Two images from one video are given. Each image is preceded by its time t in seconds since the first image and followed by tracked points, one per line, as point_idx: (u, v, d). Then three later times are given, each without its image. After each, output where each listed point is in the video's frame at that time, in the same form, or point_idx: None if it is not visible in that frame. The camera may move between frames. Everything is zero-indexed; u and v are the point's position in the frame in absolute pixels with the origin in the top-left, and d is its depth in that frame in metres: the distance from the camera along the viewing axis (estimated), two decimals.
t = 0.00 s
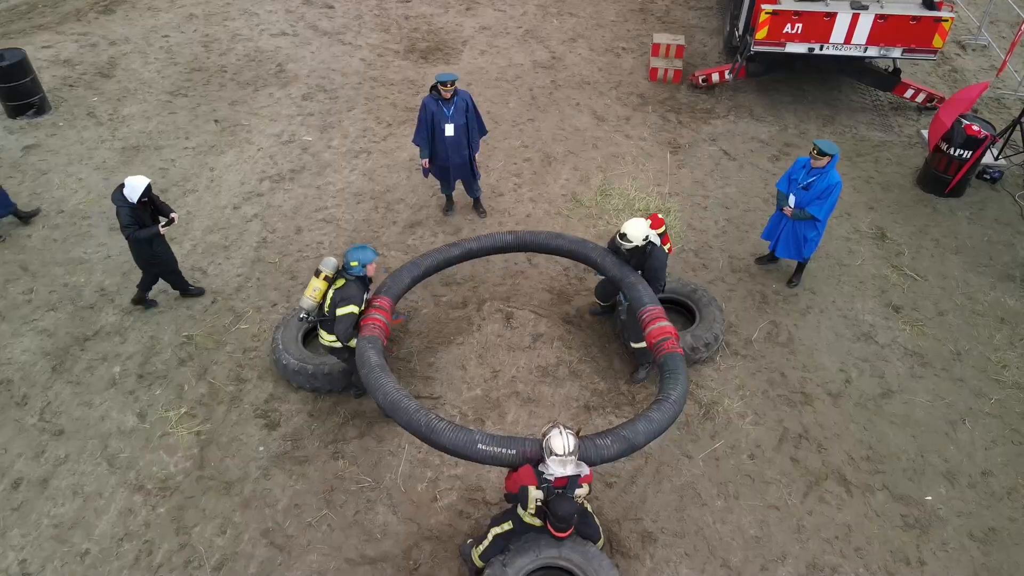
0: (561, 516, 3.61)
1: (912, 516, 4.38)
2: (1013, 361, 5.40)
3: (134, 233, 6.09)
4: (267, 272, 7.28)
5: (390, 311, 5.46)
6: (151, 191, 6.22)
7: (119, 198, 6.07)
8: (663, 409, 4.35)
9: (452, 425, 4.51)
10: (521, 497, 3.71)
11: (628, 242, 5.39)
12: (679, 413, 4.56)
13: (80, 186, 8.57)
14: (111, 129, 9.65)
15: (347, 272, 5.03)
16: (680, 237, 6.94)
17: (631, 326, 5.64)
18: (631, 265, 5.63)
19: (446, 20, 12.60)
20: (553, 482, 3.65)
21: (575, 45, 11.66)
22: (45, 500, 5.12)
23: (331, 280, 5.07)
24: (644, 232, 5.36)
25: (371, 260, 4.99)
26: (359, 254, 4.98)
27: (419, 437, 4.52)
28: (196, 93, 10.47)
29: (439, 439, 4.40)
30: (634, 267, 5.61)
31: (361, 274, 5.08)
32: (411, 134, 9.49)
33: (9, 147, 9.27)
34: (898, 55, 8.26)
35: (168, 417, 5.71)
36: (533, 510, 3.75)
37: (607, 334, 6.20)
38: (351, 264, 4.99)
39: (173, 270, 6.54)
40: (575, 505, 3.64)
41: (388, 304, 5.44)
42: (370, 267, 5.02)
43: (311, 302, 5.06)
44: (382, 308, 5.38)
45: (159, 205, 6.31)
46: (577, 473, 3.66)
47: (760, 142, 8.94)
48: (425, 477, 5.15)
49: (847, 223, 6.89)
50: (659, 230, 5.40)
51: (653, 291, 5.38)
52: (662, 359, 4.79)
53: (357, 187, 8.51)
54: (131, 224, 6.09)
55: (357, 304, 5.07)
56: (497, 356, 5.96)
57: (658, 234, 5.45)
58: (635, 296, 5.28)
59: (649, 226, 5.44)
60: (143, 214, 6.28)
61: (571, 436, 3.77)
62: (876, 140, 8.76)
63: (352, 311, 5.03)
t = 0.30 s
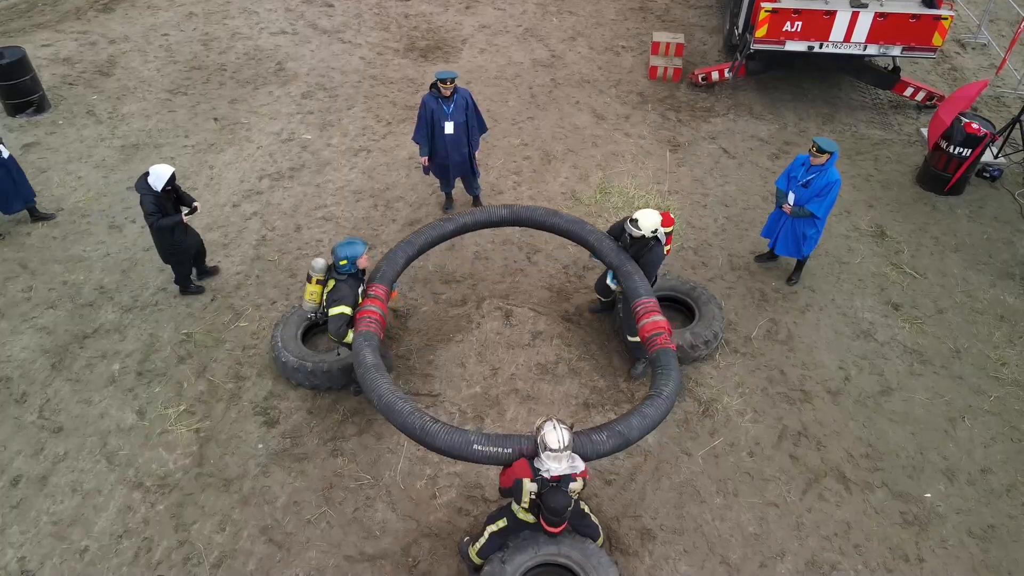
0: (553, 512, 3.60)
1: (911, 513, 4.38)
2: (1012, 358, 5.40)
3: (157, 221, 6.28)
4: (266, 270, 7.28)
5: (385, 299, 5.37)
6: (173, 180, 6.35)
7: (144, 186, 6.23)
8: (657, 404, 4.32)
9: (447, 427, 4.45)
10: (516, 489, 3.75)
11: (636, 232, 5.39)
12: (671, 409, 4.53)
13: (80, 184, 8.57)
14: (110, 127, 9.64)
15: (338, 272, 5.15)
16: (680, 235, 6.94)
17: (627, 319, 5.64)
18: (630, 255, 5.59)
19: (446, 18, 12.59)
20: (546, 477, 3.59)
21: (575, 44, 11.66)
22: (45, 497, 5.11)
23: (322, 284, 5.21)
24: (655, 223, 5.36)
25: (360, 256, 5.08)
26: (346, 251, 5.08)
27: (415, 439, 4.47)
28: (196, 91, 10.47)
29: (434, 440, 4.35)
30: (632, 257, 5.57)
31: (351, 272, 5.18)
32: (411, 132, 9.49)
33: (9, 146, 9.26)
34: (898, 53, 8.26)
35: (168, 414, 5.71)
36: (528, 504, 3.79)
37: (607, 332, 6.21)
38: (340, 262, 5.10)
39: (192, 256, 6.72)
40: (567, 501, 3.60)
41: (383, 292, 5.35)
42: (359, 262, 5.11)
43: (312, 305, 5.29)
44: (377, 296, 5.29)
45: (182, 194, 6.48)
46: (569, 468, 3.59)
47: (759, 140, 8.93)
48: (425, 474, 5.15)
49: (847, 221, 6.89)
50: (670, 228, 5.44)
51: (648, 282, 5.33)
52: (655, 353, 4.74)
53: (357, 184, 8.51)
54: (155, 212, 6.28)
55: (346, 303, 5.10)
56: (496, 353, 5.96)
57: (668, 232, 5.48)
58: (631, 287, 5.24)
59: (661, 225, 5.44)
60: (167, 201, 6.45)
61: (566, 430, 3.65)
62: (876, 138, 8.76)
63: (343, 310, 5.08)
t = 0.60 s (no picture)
0: (552, 509, 3.55)
1: (910, 510, 4.38)
2: (1011, 356, 5.40)
3: (179, 207, 6.30)
4: (265, 268, 7.27)
5: (386, 294, 5.33)
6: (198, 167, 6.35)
7: (167, 172, 6.25)
8: (658, 405, 4.28)
9: (446, 429, 4.41)
10: (516, 489, 3.73)
11: (645, 218, 5.40)
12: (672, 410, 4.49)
13: (79, 181, 8.56)
14: (109, 126, 9.63)
15: (334, 273, 5.12)
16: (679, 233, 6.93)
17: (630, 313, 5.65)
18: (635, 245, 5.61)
19: (446, 17, 12.58)
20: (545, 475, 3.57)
21: (575, 42, 11.66)
22: (43, 494, 5.11)
23: (319, 283, 5.20)
24: (665, 213, 5.37)
25: (355, 258, 5.04)
26: (342, 253, 5.03)
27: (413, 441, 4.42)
28: (195, 90, 10.46)
29: (434, 442, 4.31)
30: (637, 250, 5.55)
31: (346, 271, 5.15)
32: (410, 131, 9.48)
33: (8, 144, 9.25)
34: (897, 51, 8.25)
35: (166, 412, 5.70)
36: (528, 505, 3.77)
37: (605, 330, 6.20)
38: (336, 264, 5.07)
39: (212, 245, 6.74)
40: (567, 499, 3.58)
41: (383, 287, 5.29)
42: (354, 264, 5.08)
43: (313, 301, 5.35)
44: (378, 292, 5.23)
45: (205, 180, 6.46)
46: (569, 464, 3.57)
47: (759, 139, 8.93)
48: (423, 471, 5.14)
49: (847, 220, 6.89)
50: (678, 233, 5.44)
51: (653, 275, 5.30)
52: (658, 351, 4.72)
53: (357, 183, 8.50)
54: (177, 199, 6.29)
55: (347, 304, 5.18)
56: (495, 351, 5.96)
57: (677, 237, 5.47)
58: (634, 281, 5.22)
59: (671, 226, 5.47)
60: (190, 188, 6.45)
61: (562, 427, 3.65)
62: (875, 136, 8.76)
63: (346, 312, 5.18)
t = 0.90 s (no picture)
0: (555, 509, 3.56)
1: (909, 507, 4.38)
2: (1011, 354, 5.40)
3: (200, 193, 6.44)
4: (264, 266, 7.27)
5: (393, 280, 5.34)
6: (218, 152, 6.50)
7: (189, 160, 6.41)
8: (659, 390, 4.30)
9: (448, 421, 4.41)
10: (519, 489, 3.73)
11: (640, 205, 5.40)
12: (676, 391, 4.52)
13: (78, 180, 8.55)
14: (108, 124, 9.62)
15: (332, 257, 5.30)
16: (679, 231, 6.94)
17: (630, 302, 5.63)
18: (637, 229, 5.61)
19: (445, 15, 12.57)
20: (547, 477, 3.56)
21: (574, 41, 11.65)
22: (41, 492, 5.11)
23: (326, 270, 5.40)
24: (658, 198, 5.38)
25: (352, 241, 5.20)
26: (341, 237, 5.21)
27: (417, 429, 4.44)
28: (194, 88, 10.45)
29: (436, 434, 4.31)
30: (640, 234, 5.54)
31: (344, 254, 5.32)
32: (409, 129, 9.48)
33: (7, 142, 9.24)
34: (896, 50, 8.25)
35: (165, 410, 5.70)
36: (532, 504, 3.74)
37: (605, 328, 6.21)
38: (334, 248, 5.24)
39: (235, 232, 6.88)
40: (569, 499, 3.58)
41: (390, 272, 5.32)
42: (353, 248, 5.24)
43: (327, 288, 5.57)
44: (384, 278, 5.25)
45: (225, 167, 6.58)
46: (570, 464, 3.56)
47: (758, 137, 8.93)
48: (422, 469, 5.14)
49: (846, 218, 6.89)
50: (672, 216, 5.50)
51: (656, 258, 5.25)
52: (660, 332, 4.75)
53: (356, 181, 8.50)
54: (198, 184, 6.42)
55: (351, 286, 5.33)
56: (494, 349, 5.96)
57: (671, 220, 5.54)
58: (638, 264, 5.16)
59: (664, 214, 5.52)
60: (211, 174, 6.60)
61: (562, 427, 3.62)
62: (875, 135, 8.76)
63: (349, 294, 5.33)
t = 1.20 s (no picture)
0: (543, 485, 3.59)
1: (910, 505, 4.38)
2: (1011, 351, 5.40)
3: (221, 183, 6.41)
4: (264, 264, 7.27)
5: (398, 273, 5.37)
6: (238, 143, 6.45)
7: (210, 152, 6.36)
8: (657, 394, 4.28)
9: (446, 413, 4.43)
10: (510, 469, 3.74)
11: (648, 207, 5.43)
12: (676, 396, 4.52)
13: (78, 178, 8.54)
14: (108, 122, 9.61)
15: (343, 238, 5.36)
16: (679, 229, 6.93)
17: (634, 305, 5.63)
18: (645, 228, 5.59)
19: (445, 14, 12.56)
20: (536, 463, 3.56)
21: (574, 39, 11.65)
22: (41, 489, 5.11)
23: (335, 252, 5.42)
24: (667, 199, 5.38)
25: (361, 225, 5.24)
26: (351, 220, 5.26)
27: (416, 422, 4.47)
28: (194, 87, 10.44)
29: (434, 427, 4.34)
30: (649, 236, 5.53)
31: (354, 237, 5.38)
32: (409, 127, 9.47)
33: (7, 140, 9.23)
34: (897, 48, 8.25)
35: (165, 408, 5.70)
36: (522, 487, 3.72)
37: (605, 326, 6.20)
38: (344, 229, 5.29)
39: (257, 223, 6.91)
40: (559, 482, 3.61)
41: (395, 266, 5.34)
42: (362, 232, 5.29)
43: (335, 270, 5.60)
44: (388, 271, 5.27)
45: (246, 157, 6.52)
46: (560, 451, 3.55)
47: (758, 136, 8.92)
48: (423, 466, 5.14)
49: (846, 216, 6.88)
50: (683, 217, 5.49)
51: (665, 262, 5.26)
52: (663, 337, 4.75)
53: (356, 179, 8.49)
54: (219, 175, 6.39)
55: (359, 269, 5.38)
56: (495, 347, 5.96)
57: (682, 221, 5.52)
58: (646, 267, 5.19)
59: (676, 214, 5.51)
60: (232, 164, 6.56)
61: (558, 414, 3.61)
62: (875, 133, 8.75)
63: (356, 277, 5.36)
